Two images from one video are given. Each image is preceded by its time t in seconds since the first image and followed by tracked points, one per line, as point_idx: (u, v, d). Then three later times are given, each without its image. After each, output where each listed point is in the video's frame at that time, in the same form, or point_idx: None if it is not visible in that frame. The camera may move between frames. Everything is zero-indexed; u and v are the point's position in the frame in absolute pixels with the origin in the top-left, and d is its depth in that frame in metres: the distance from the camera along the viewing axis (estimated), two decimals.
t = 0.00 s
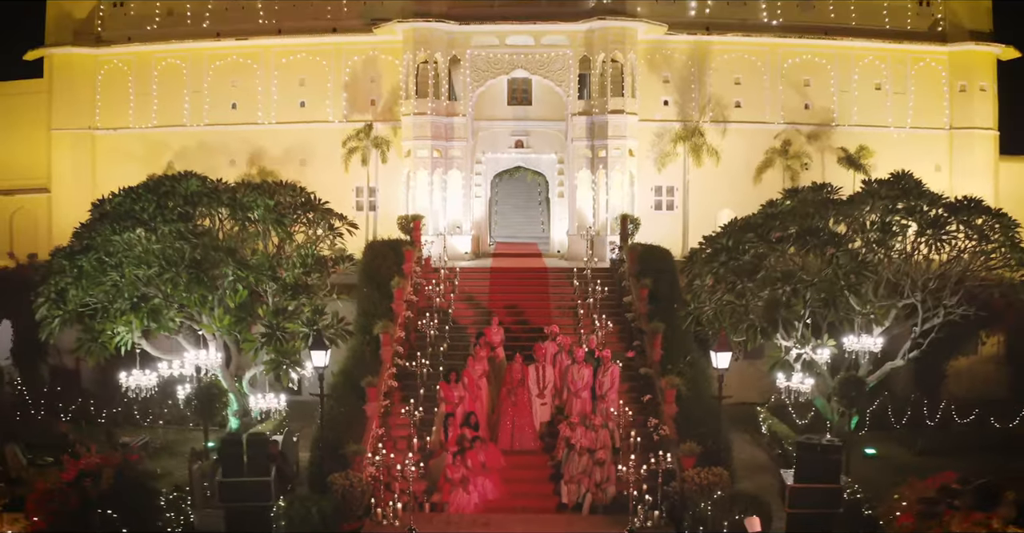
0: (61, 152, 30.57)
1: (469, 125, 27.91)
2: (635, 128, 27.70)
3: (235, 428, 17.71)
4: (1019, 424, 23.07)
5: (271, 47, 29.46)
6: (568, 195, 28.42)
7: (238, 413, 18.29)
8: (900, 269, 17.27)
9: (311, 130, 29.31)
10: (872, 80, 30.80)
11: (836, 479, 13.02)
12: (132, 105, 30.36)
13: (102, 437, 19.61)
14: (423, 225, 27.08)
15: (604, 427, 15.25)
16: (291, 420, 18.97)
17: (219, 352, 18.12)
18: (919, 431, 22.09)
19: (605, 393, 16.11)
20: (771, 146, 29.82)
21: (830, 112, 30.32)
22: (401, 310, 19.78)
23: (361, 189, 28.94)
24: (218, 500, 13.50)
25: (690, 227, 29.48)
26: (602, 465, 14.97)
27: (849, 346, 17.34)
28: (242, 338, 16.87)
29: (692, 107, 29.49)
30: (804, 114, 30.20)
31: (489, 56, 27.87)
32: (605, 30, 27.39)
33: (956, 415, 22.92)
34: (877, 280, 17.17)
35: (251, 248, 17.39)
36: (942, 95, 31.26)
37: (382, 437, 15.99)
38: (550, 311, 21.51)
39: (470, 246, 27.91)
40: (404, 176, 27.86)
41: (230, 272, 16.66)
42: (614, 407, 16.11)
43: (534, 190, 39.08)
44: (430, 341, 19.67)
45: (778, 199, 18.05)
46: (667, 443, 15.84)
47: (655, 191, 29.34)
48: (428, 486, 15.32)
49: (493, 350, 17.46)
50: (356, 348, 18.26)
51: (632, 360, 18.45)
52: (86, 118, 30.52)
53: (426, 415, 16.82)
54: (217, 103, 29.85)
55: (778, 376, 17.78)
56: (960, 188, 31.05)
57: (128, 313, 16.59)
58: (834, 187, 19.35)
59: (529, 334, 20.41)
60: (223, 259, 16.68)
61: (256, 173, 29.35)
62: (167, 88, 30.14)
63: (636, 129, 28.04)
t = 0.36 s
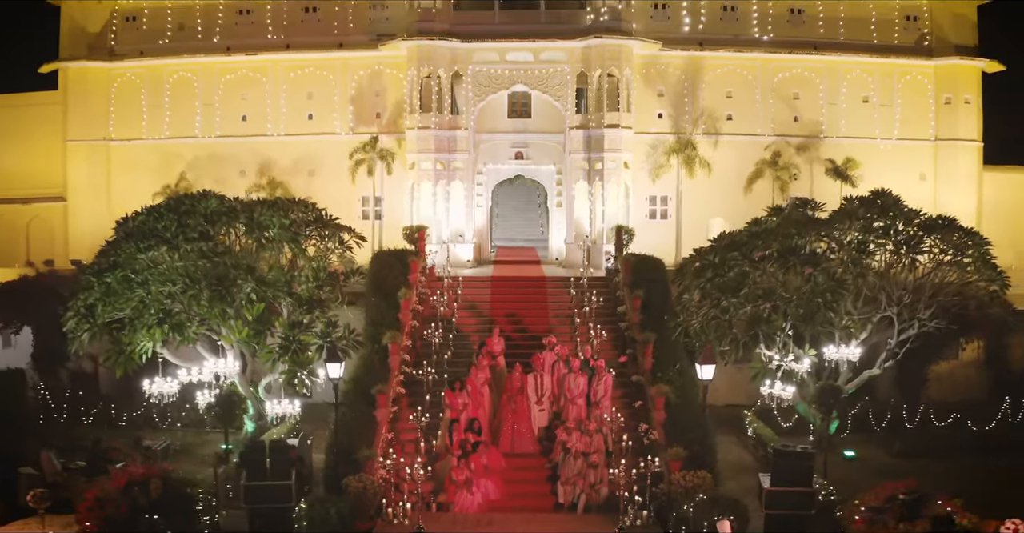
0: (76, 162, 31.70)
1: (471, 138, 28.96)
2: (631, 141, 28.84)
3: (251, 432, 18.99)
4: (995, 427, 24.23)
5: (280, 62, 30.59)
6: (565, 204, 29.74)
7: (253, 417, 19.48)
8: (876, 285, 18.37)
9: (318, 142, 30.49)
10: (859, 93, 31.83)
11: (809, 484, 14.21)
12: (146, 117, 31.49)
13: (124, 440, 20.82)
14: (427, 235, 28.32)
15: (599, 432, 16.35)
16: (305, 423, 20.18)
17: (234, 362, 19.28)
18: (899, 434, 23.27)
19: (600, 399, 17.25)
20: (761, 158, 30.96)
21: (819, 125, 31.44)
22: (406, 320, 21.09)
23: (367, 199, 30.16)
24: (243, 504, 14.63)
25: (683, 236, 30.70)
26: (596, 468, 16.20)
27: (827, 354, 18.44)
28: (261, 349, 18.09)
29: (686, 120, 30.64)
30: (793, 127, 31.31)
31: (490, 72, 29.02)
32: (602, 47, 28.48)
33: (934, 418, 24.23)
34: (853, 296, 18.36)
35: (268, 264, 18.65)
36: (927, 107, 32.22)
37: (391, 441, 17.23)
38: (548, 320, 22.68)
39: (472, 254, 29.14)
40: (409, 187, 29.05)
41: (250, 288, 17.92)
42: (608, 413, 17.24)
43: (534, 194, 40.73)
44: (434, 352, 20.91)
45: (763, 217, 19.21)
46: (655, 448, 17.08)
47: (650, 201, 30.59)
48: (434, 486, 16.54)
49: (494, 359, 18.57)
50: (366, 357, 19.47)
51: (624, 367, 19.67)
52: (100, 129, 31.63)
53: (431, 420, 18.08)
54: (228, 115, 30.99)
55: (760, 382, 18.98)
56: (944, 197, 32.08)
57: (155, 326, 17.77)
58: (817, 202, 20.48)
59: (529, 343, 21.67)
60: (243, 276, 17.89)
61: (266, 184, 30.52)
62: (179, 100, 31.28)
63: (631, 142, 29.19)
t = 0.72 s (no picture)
0: (92, 171, 32.94)
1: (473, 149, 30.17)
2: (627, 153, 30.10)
3: (267, 434, 20.53)
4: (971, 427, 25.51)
5: (289, 75, 31.81)
6: (563, 212, 31.06)
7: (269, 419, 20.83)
8: (854, 297, 19.65)
9: (326, 153, 31.73)
10: (847, 105, 32.96)
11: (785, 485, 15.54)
12: (160, 128, 32.72)
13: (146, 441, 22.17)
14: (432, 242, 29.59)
15: (593, 434, 17.60)
16: (319, 425, 21.46)
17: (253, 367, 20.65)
18: (879, 434, 24.55)
19: (594, 404, 18.54)
20: (751, 168, 32.21)
21: (808, 136, 32.63)
22: (413, 327, 22.41)
23: (374, 207, 31.45)
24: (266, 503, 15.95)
25: (676, 243, 31.94)
26: (590, 467, 17.47)
27: (808, 361, 19.75)
28: (278, 358, 19.43)
29: (679, 131, 31.88)
30: (783, 138, 32.51)
31: (490, 86, 30.24)
32: (599, 62, 29.68)
33: (913, 420, 25.72)
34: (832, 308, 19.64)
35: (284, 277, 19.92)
36: (913, 118, 33.33)
37: (400, 442, 18.54)
38: (547, 326, 23.92)
39: (474, 260, 30.44)
40: (414, 197, 30.23)
41: (268, 301, 19.24)
42: (601, 416, 18.51)
43: (532, 206, 41.94)
44: (439, 358, 22.23)
45: (749, 231, 20.45)
46: (645, 449, 18.39)
47: (645, 209, 31.84)
48: (440, 484, 17.85)
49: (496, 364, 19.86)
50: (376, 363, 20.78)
51: (618, 372, 20.98)
52: (115, 139, 32.82)
53: (437, 423, 19.43)
54: (239, 126, 32.23)
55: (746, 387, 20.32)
56: (929, 208, 33.19)
57: (180, 337, 19.13)
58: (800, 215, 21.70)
59: (528, 348, 22.97)
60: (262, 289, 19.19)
61: (276, 193, 31.79)
62: (192, 112, 32.50)
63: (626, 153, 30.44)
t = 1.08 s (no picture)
0: (109, 181, 34.25)
1: (475, 161, 31.77)
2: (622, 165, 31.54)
3: (282, 434, 21.91)
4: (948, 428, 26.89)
5: (299, 88, 33.16)
6: (562, 220, 32.46)
7: (285, 421, 22.21)
8: (834, 310, 21.02)
9: (334, 164, 33.13)
10: (835, 117, 34.24)
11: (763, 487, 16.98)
12: (173, 139, 34.03)
13: (168, 441, 23.58)
14: (436, 250, 31.02)
15: (588, 435, 19.02)
16: (332, 426, 22.90)
17: (269, 373, 22.04)
18: (859, 434, 26.00)
19: (589, 408, 19.95)
20: (742, 179, 33.64)
21: (797, 147, 33.97)
22: (419, 333, 23.81)
23: (380, 216, 32.87)
24: (288, 501, 17.45)
25: (670, 251, 33.45)
26: (585, 467, 18.87)
27: (791, 368, 21.10)
28: (295, 365, 20.58)
29: (673, 143, 33.23)
30: (772, 149, 33.85)
31: (492, 100, 31.75)
32: (595, 78, 30.97)
33: (893, 421, 27.25)
34: (812, 319, 21.03)
35: (300, 290, 21.34)
36: (898, 129, 34.59)
37: (408, 444, 20.03)
38: (546, 331, 25.33)
39: (476, 267, 31.91)
40: (418, 207, 31.63)
41: (286, 313, 20.58)
42: (595, 419, 19.93)
43: (530, 214, 43.17)
44: (444, 363, 23.65)
45: (734, 246, 21.93)
46: (636, 450, 19.82)
47: (640, 218, 33.28)
48: (447, 483, 19.30)
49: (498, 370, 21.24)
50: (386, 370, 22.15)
51: (613, 377, 22.39)
52: (131, 150, 34.14)
53: (443, 426, 20.88)
54: (250, 138, 33.58)
55: (733, 392, 21.67)
56: (913, 215, 34.56)
57: (204, 346, 20.46)
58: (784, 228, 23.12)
59: (528, 352, 24.40)
60: (281, 303, 20.54)
61: (286, 202, 33.19)
62: (205, 123, 33.84)
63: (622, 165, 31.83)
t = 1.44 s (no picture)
0: (125, 189, 35.78)
1: (477, 172, 33.19)
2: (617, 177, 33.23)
3: (298, 433, 23.53)
4: (925, 429, 28.42)
5: (308, 102, 34.62)
6: (560, 228, 33.89)
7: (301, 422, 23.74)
8: (815, 318, 22.44)
9: (342, 174, 34.68)
10: (822, 129, 35.64)
11: (742, 484, 18.49)
12: (188, 150, 35.53)
13: (189, 441, 25.11)
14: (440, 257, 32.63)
15: (583, 436, 20.55)
16: (344, 426, 24.42)
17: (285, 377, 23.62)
18: (840, 434, 27.52)
19: (585, 409, 21.46)
20: (732, 189, 35.14)
21: (785, 158, 35.45)
22: (425, 339, 25.36)
23: (386, 224, 34.50)
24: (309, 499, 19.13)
25: (663, 257, 35.05)
26: (579, 465, 20.42)
27: (774, 373, 22.62)
28: (311, 371, 22.17)
29: (666, 154, 34.72)
30: (761, 160, 35.33)
31: (493, 114, 33.28)
32: (592, 94, 32.48)
33: (873, 422, 28.68)
34: (793, 329, 22.58)
35: (315, 301, 22.99)
36: (883, 141, 35.95)
37: (415, 443, 21.62)
38: (544, 337, 26.91)
39: (478, 273, 33.50)
40: (424, 217, 33.32)
41: (303, 324, 22.17)
42: (590, 420, 21.45)
43: (530, 218, 44.70)
44: (449, 367, 25.21)
45: (719, 260, 23.60)
46: (626, 450, 21.36)
47: (635, 226, 34.82)
48: (452, 480, 20.88)
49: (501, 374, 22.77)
50: (396, 377, 23.61)
51: (606, 381, 23.92)
52: (146, 160, 35.64)
53: (448, 426, 22.48)
54: (261, 149, 35.09)
55: (720, 395, 23.23)
56: (897, 223, 36.04)
57: (227, 354, 21.95)
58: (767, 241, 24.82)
59: (528, 357, 25.97)
60: (298, 314, 22.13)
61: (297, 211, 34.76)
62: (218, 135, 35.34)
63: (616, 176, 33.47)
